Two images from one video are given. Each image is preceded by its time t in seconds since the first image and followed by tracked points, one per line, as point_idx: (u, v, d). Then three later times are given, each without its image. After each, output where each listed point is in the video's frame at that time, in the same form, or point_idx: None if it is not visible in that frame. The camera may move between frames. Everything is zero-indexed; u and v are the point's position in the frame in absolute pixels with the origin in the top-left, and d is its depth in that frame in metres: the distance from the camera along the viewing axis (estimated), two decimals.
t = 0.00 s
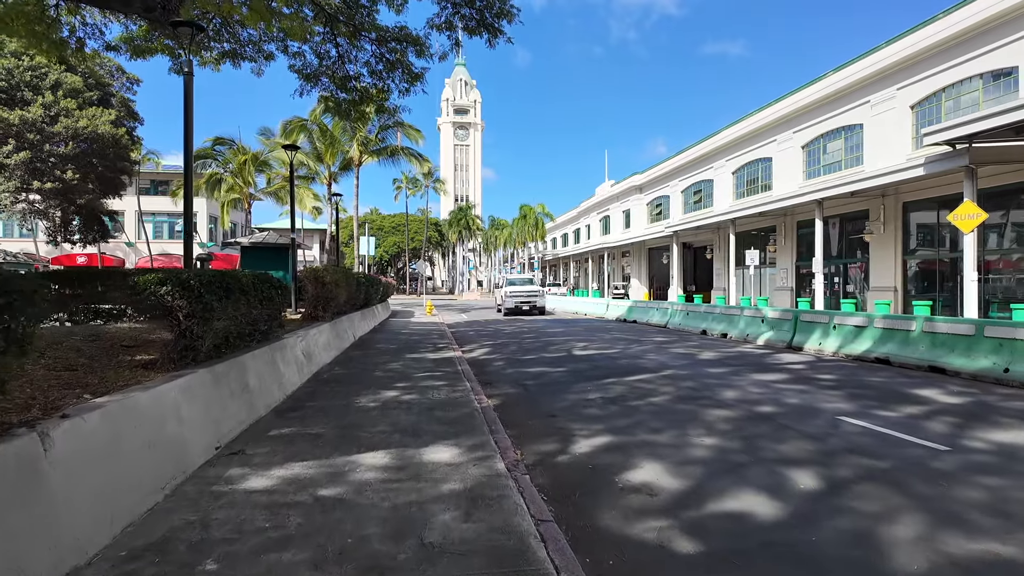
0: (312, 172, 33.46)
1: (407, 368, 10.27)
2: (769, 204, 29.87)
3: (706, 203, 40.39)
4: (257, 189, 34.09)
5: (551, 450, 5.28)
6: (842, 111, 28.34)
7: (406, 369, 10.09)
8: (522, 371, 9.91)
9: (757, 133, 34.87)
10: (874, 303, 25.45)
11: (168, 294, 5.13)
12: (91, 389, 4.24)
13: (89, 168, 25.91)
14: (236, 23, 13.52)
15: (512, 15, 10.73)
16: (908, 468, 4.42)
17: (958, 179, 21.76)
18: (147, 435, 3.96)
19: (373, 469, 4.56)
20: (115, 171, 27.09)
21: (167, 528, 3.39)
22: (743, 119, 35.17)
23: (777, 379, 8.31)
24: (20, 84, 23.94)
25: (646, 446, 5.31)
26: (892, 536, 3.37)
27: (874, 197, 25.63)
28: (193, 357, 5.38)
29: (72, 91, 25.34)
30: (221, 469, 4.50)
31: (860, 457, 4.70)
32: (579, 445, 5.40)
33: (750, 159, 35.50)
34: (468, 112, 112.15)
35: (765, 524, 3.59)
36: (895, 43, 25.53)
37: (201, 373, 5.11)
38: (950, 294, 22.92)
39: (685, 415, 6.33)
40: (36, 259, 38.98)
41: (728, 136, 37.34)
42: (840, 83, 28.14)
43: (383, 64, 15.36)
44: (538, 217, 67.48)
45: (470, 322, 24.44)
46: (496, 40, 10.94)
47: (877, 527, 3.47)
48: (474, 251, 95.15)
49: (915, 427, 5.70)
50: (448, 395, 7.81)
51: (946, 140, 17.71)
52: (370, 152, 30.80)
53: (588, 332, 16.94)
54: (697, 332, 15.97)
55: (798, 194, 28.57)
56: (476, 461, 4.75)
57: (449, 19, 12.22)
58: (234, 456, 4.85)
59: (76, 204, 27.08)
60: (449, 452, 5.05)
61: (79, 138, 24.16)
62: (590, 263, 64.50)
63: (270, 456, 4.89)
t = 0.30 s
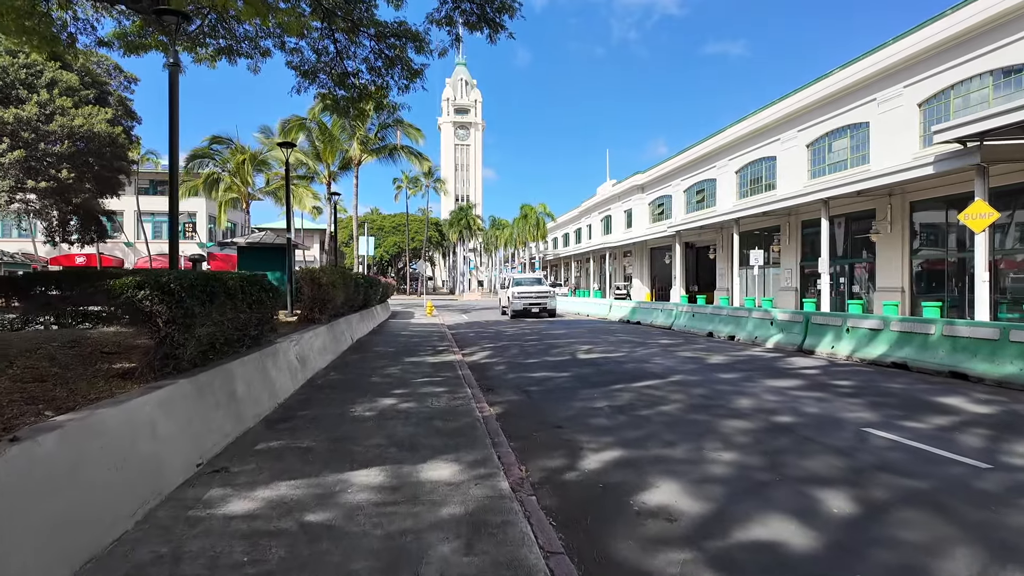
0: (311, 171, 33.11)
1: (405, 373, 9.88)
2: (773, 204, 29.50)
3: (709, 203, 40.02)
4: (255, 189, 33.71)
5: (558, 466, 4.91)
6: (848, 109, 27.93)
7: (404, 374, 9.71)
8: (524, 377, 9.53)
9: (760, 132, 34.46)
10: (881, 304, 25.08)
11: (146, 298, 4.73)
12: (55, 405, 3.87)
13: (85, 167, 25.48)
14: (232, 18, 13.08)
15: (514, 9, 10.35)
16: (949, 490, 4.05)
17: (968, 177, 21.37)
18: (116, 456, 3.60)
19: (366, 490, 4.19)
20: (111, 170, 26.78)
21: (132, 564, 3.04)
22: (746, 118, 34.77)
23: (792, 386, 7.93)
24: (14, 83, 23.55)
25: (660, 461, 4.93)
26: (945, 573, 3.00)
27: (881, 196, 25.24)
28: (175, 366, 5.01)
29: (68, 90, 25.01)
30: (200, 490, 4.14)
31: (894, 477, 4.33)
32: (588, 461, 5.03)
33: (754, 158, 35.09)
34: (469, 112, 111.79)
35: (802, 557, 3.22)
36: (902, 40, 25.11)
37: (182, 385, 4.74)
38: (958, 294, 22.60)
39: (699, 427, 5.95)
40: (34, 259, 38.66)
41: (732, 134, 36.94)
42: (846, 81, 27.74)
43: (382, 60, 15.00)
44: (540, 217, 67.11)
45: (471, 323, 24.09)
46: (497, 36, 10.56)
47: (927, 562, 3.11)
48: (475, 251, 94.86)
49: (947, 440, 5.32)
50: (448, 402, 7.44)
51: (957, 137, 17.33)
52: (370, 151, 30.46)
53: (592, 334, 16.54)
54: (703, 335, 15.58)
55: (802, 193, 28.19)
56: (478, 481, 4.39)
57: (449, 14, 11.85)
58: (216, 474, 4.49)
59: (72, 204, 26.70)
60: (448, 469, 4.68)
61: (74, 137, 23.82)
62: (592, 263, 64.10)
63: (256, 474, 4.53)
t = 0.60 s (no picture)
0: (311, 170, 32.77)
1: (405, 375, 9.52)
2: (777, 203, 29.16)
3: (712, 202, 39.65)
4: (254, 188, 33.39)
5: (570, 478, 4.56)
6: (854, 107, 27.56)
7: (404, 377, 9.34)
8: (529, 379, 9.16)
9: (765, 130, 34.08)
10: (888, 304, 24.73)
11: (126, 297, 4.36)
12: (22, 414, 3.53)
13: (81, 166, 25.20)
14: (229, 11, 12.64)
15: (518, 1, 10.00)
16: (1001, 507, 3.70)
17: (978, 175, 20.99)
18: (87, 469, 3.26)
19: (362, 506, 3.84)
20: (108, 168, 26.38)
21: None
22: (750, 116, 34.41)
23: (811, 390, 7.57)
24: (10, 80, 23.20)
25: (680, 473, 4.58)
26: None
27: (888, 195, 24.87)
28: (158, 369, 4.66)
29: (65, 87, 24.58)
30: (181, 506, 3.80)
31: (938, 491, 3.97)
32: (602, 472, 4.68)
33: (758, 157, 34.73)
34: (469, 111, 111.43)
35: None
36: (910, 36, 24.73)
37: (164, 390, 4.39)
38: (967, 295, 22.24)
39: (718, 434, 5.59)
40: (32, 259, 38.34)
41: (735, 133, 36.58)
42: (853, 78, 27.34)
43: (382, 54, 14.66)
44: (541, 217, 66.76)
45: (472, 323, 23.73)
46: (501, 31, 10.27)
47: None
48: (475, 251, 94.61)
49: (987, 449, 4.96)
50: (450, 407, 7.09)
51: (969, 134, 16.98)
52: (370, 149, 30.13)
53: (596, 334, 16.16)
54: (711, 335, 15.22)
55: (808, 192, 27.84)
56: (485, 496, 4.03)
57: (451, 6, 11.49)
58: (201, 487, 4.14)
59: (69, 203, 26.38)
60: (452, 482, 4.32)
61: (71, 135, 23.42)
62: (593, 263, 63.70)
63: (243, 487, 4.18)
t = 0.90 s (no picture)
0: (310, 169, 32.45)
1: (404, 380, 9.16)
2: (780, 202, 28.84)
3: (715, 202, 39.31)
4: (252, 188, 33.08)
5: (581, 496, 4.21)
6: (859, 105, 27.17)
7: (402, 381, 9.00)
8: (532, 385, 8.79)
9: (768, 129, 33.71)
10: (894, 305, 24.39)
11: (99, 300, 4.00)
12: None
13: (76, 165, 24.89)
14: (225, 6, 12.18)
15: None
16: None
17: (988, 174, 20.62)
18: (44, 494, 2.91)
19: (355, 531, 3.49)
20: (105, 167, 26.01)
21: None
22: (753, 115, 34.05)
23: (828, 396, 7.23)
24: (4, 77, 22.90)
25: (700, 491, 4.24)
26: None
27: (894, 194, 24.54)
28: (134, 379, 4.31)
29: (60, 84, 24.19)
30: (155, 532, 3.45)
31: (984, 514, 3.63)
32: (615, 490, 4.32)
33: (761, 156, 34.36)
34: (470, 111, 111.12)
35: None
36: (917, 33, 24.34)
37: (139, 402, 4.04)
38: (974, 296, 21.91)
39: (736, 446, 5.23)
40: (29, 258, 38.05)
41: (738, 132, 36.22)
42: (858, 76, 26.93)
43: (382, 50, 14.32)
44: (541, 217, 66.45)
45: (473, 324, 23.44)
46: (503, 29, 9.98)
47: None
48: (476, 251, 94.38)
49: None
50: (450, 414, 6.74)
51: (979, 132, 16.64)
52: (370, 148, 29.83)
53: (600, 336, 15.80)
54: (717, 337, 14.87)
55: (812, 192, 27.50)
56: (489, 519, 3.69)
57: None
58: (178, 509, 3.81)
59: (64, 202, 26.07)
60: (453, 502, 3.98)
61: (66, 133, 23.03)
62: (595, 263, 63.34)
63: (225, 508, 3.84)
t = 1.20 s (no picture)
0: (308, 169, 32.13)
1: (400, 383, 8.81)
2: (783, 200, 28.49)
3: (716, 201, 38.97)
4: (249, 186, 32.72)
5: (590, 513, 3.86)
6: (863, 102, 26.79)
7: (399, 384, 8.64)
8: (533, 387, 8.44)
9: (770, 127, 33.34)
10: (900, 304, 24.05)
11: (61, 299, 3.66)
12: None
13: (71, 163, 24.60)
14: None
15: None
16: None
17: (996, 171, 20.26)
18: None
19: (340, 556, 3.13)
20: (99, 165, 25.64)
21: None
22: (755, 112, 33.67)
23: (846, 400, 6.87)
24: None
25: (719, 507, 3.88)
26: None
27: (899, 191, 24.20)
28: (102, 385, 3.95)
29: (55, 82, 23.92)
30: (116, 558, 3.10)
31: None
32: (626, 505, 3.97)
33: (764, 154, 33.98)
34: (469, 111, 110.87)
35: None
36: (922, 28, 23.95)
37: (106, 410, 3.69)
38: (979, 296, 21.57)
39: (754, 456, 4.87)
40: (25, 258, 37.66)
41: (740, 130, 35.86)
42: (862, 72, 26.58)
43: (379, 44, 13.97)
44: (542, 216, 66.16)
45: (472, 325, 23.09)
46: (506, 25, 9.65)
47: None
48: (476, 251, 94.11)
49: None
50: (448, 419, 6.39)
51: (990, 127, 16.30)
52: (369, 146, 29.54)
53: (602, 336, 15.45)
54: (723, 337, 14.51)
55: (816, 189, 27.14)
56: (489, 541, 3.33)
57: None
58: (145, 530, 3.46)
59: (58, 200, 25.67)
60: (450, 521, 3.62)
61: (60, 131, 22.73)
62: (596, 263, 63.00)
63: (198, 528, 3.48)
